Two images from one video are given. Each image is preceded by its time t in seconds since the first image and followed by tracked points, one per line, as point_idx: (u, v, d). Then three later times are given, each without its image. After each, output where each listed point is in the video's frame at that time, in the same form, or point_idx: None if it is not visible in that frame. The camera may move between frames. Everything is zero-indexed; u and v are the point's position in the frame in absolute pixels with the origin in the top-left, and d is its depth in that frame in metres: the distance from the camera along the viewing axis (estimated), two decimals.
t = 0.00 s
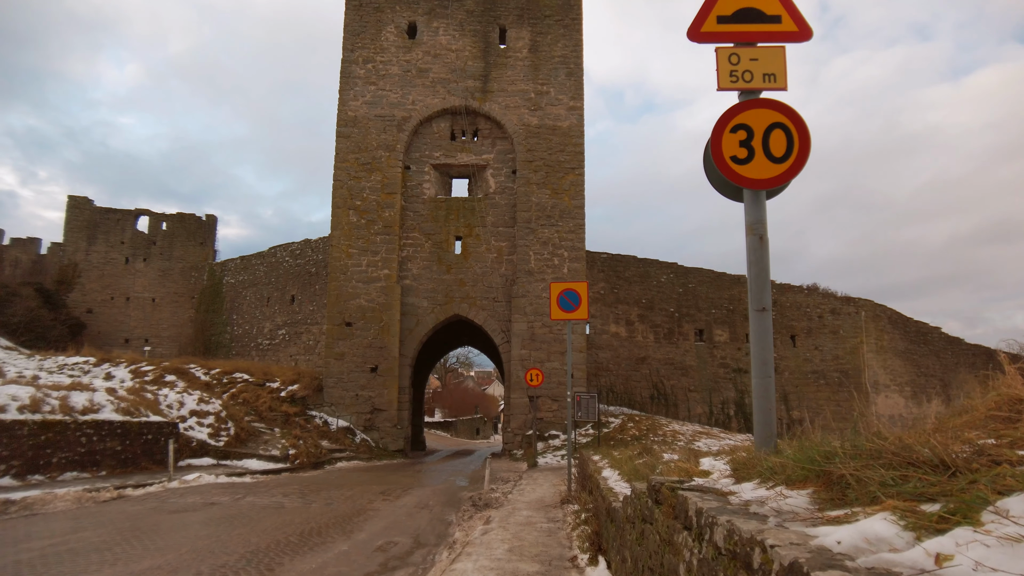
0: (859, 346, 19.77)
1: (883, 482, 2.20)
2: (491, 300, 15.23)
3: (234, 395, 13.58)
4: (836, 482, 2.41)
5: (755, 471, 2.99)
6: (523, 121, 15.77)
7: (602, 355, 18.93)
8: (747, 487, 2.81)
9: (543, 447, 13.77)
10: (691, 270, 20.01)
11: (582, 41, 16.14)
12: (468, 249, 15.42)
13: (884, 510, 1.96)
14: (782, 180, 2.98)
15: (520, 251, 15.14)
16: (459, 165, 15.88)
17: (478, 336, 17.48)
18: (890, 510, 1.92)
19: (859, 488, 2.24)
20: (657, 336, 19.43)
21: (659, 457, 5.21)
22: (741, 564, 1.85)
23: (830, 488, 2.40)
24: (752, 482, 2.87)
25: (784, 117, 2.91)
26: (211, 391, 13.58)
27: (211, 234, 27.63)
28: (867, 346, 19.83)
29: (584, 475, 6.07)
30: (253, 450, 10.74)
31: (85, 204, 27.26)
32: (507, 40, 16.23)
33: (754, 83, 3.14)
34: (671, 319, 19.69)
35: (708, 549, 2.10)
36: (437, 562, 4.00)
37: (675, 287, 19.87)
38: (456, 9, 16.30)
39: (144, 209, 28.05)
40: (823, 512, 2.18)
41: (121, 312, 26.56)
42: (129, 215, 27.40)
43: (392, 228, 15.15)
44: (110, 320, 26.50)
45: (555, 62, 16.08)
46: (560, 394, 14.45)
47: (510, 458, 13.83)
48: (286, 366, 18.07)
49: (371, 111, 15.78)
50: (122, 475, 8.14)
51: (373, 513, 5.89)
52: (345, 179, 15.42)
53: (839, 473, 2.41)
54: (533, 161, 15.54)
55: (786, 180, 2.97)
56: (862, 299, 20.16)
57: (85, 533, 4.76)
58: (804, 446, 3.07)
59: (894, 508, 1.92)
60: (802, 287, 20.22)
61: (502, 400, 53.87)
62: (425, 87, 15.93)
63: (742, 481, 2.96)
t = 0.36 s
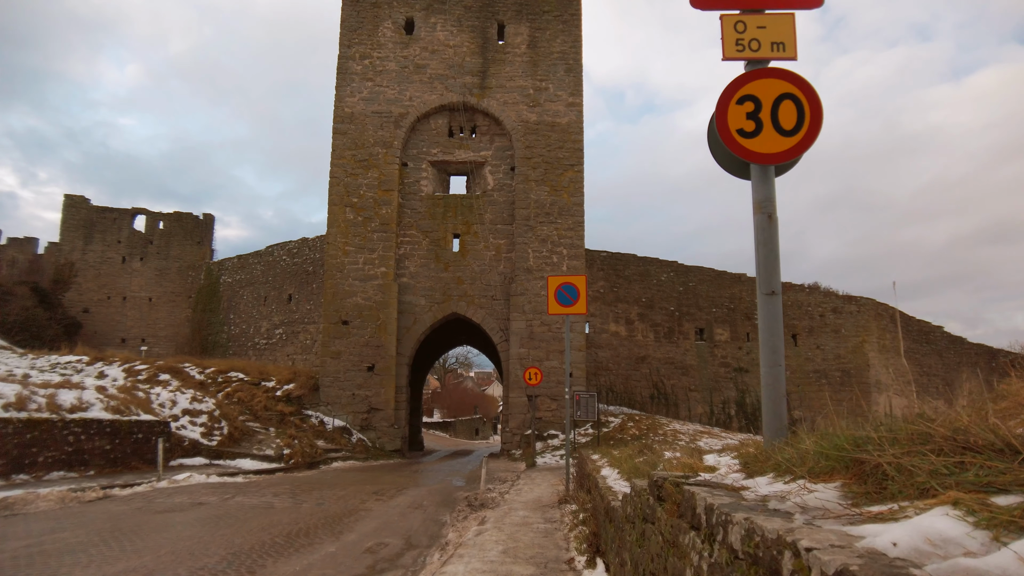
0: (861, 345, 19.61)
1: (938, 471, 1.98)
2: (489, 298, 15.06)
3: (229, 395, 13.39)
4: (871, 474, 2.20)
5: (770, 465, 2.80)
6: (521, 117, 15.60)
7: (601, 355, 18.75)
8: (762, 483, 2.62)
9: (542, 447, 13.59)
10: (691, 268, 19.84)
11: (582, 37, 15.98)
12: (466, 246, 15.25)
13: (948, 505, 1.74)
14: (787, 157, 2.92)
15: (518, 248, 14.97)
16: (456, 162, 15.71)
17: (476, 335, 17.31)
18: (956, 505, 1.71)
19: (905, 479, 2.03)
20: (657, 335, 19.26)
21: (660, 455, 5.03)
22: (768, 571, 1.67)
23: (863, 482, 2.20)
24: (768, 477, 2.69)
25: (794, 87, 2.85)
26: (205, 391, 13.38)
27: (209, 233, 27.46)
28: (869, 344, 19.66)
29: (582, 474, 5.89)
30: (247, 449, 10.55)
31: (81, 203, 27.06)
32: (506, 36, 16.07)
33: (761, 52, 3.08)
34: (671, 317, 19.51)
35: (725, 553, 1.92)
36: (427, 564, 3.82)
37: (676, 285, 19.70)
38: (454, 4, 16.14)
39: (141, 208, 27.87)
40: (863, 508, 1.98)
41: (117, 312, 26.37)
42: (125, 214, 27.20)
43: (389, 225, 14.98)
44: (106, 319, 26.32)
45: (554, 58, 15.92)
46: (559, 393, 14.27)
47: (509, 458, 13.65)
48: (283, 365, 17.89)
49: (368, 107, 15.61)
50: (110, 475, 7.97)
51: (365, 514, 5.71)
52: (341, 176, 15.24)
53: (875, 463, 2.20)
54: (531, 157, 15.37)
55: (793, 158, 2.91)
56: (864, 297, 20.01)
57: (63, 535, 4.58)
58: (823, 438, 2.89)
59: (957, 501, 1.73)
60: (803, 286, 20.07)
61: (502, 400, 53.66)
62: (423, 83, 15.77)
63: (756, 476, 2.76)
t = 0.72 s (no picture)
0: (865, 344, 19.37)
1: None
2: (489, 297, 14.83)
3: (224, 395, 13.18)
4: (961, 504, 1.88)
5: (814, 481, 2.53)
6: (521, 113, 15.38)
7: (603, 354, 18.54)
8: (807, 505, 2.35)
9: (543, 448, 13.38)
10: (693, 267, 19.62)
11: (582, 32, 15.76)
12: (465, 244, 15.04)
13: None
14: (813, 134, 2.88)
15: (518, 246, 14.76)
16: (455, 159, 15.49)
17: (476, 334, 17.10)
18: None
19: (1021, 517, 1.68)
20: (659, 334, 19.04)
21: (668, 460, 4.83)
22: None
23: (950, 514, 1.88)
24: (814, 497, 2.41)
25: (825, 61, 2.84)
26: (201, 391, 13.16)
27: (207, 232, 27.24)
28: (873, 344, 19.43)
29: (585, 478, 5.68)
30: (241, 451, 10.33)
31: (77, 202, 26.81)
32: (506, 31, 15.85)
33: (784, 23, 3.10)
34: (673, 317, 19.29)
35: None
36: None
37: (678, 284, 19.48)
38: None
39: (138, 207, 27.64)
40: (964, 551, 1.65)
41: (114, 312, 26.15)
42: (123, 213, 26.97)
43: (388, 223, 14.78)
44: (103, 319, 26.11)
45: (554, 53, 15.70)
46: (560, 393, 14.05)
47: (509, 459, 13.42)
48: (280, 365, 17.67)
49: (366, 103, 15.39)
50: (99, 478, 7.78)
51: (359, 519, 5.51)
52: (339, 173, 15.03)
53: (967, 488, 1.89)
54: (531, 154, 15.15)
55: (818, 136, 2.87)
56: (868, 296, 19.79)
57: (40, 543, 4.38)
58: (872, 453, 2.60)
59: None
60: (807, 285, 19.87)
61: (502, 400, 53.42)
62: (421, 78, 15.55)
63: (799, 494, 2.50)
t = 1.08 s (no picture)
0: (869, 344, 19.15)
1: None
2: (489, 295, 14.61)
3: (220, 395, 12.96)
4: None
5: (883, 500, 2.14)
6: (522, 109, 15.17)
7: (604, 354, 18.33)
8: (885, 532, 1.93)
9: (544, 449, 13.16)
10: (696, 265, 19.40)
11: (584, 27, 15.54)
12: (465, 242, 14.82)
13: None
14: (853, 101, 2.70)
15: (519, 244, 14.54)
16: (455, 155, 15.28)
17: (476, 334, 16.89)
18: None
19: None
20: (661, 334, 18.82)
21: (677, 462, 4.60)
22: None
23: None
24: (889, 522, 1.99)
25: (863, 26, 2.68)
26: (196, 391, 12.93)
27: (205, 230, 27.02)
28: (877, 343, 19.20)
29: (589, 481, 5.46)
30: (236, 452, 10.12)
31: (75, 200, 26.59)
32: (506, 26, 15.63)
33: None
34: (675, 316, 19.07)
35: None
36: None
37: (680, 283, 19.25)
38: None
39: (136, 205, 27.43)
40: None
41: (111, 311, 25.93)
42: (120, 211, 26.74)
43: (386, 220, 14.56)
44: (100, 318, 25.89)
45: (555, 48, 15.48)
46: (561, 393, 13.84)
47: (509, 460, 13.21)
48: (278, 364, 17.47)
49: (365, 99, 15.17)
50: (88, 480, 7.60)
51: (354, 525, 5.30)
52: (337, 169, 14.81)
53: None
54: (532, 151, 14.93)
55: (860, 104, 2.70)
56: (873, 295, 19.57)
57: (17, 552, 4.17)
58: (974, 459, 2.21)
59: None
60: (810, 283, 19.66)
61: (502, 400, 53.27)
62: (421, 74, 15.33)
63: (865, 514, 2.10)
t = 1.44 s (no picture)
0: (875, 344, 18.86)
1: None
2: (490, 295, 14.35)
3: (215, 396, 12.69)
4: None
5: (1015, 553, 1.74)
6: (523, 105, 14.91)
7: (606, 354, 18.09)
8: None
9: (546, 451, 12.90)
10: (700, 264, 19.14)
11: (586, 22, 15.29)
12: (466, 240, 14.56)
13: None
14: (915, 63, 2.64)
15: (520, 242, 14.28)
16: (455, 152, 15.02)
17: (476, 334, 16.64)
18: None
19: None
20: (664, 333, 18.57)
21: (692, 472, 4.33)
22: None
23: None
24: None
25: None
26: (191, 392, 12.65)
27: (203, 229, 26.76)
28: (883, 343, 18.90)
29: (596, 488, 5.20)
30: (231, 455, 9.85)
31: (71, 198, 26.33)
32: (507, 20, 15.36)
33: None
34: (678, 315, 18.81)
35: None
36: None
37: (683, 282, 19.00)
38: None
39: (133, 204, 27.16)
40: None
41: (108, 310, 25.67)
42: (117, 209, 26.47)
43: (385, 218, 14.30)
44: (97, 317, 25.62)
45: (557, 44, 15.22)
46: (563, 394, 13.58)
47: (510, 462, 12.95)
48: (276, 364, 17.21)
49: (363, 95, 14.90)
50: (76, 485, 7.37)
51: (349, 535, 5.03)
52: (335, 166, 14.54)
53: None
54: (534, 147, 14.68)
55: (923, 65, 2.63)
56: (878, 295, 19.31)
57: None
58: None
59: None
60: (815, 283, 19.40)
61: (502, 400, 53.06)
62: (420, 69, 15.07)
63: (996, 570, 1.68)
